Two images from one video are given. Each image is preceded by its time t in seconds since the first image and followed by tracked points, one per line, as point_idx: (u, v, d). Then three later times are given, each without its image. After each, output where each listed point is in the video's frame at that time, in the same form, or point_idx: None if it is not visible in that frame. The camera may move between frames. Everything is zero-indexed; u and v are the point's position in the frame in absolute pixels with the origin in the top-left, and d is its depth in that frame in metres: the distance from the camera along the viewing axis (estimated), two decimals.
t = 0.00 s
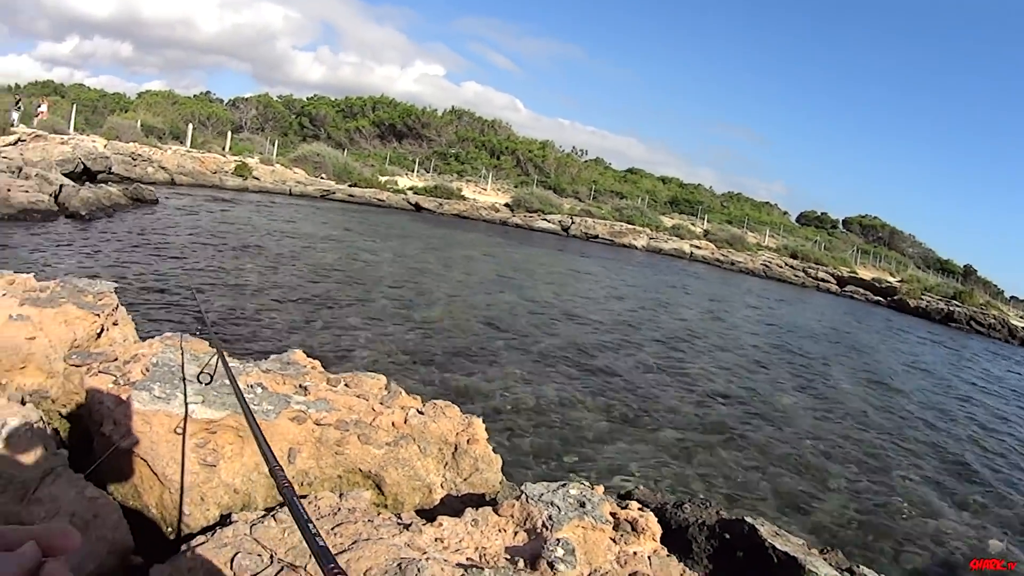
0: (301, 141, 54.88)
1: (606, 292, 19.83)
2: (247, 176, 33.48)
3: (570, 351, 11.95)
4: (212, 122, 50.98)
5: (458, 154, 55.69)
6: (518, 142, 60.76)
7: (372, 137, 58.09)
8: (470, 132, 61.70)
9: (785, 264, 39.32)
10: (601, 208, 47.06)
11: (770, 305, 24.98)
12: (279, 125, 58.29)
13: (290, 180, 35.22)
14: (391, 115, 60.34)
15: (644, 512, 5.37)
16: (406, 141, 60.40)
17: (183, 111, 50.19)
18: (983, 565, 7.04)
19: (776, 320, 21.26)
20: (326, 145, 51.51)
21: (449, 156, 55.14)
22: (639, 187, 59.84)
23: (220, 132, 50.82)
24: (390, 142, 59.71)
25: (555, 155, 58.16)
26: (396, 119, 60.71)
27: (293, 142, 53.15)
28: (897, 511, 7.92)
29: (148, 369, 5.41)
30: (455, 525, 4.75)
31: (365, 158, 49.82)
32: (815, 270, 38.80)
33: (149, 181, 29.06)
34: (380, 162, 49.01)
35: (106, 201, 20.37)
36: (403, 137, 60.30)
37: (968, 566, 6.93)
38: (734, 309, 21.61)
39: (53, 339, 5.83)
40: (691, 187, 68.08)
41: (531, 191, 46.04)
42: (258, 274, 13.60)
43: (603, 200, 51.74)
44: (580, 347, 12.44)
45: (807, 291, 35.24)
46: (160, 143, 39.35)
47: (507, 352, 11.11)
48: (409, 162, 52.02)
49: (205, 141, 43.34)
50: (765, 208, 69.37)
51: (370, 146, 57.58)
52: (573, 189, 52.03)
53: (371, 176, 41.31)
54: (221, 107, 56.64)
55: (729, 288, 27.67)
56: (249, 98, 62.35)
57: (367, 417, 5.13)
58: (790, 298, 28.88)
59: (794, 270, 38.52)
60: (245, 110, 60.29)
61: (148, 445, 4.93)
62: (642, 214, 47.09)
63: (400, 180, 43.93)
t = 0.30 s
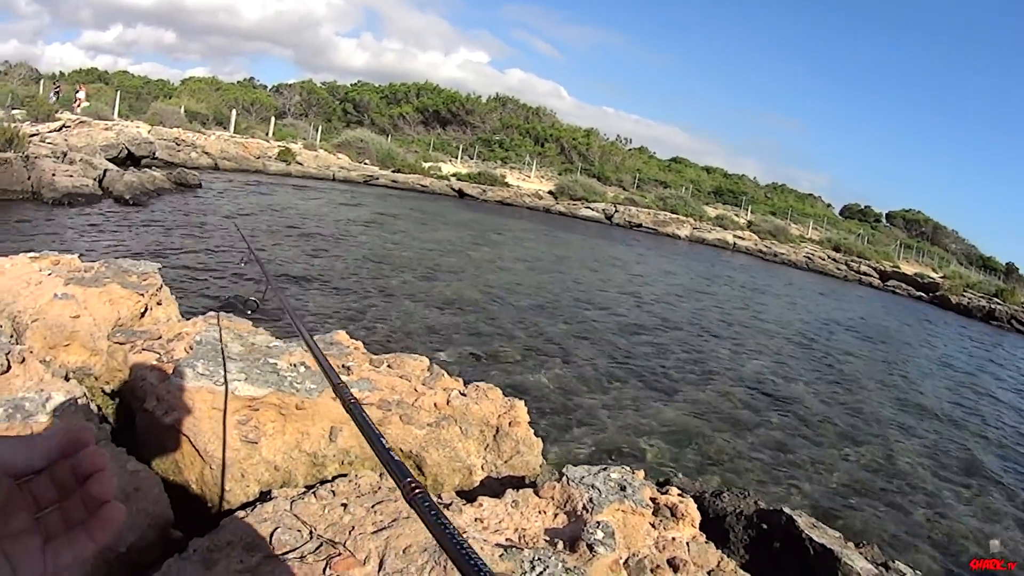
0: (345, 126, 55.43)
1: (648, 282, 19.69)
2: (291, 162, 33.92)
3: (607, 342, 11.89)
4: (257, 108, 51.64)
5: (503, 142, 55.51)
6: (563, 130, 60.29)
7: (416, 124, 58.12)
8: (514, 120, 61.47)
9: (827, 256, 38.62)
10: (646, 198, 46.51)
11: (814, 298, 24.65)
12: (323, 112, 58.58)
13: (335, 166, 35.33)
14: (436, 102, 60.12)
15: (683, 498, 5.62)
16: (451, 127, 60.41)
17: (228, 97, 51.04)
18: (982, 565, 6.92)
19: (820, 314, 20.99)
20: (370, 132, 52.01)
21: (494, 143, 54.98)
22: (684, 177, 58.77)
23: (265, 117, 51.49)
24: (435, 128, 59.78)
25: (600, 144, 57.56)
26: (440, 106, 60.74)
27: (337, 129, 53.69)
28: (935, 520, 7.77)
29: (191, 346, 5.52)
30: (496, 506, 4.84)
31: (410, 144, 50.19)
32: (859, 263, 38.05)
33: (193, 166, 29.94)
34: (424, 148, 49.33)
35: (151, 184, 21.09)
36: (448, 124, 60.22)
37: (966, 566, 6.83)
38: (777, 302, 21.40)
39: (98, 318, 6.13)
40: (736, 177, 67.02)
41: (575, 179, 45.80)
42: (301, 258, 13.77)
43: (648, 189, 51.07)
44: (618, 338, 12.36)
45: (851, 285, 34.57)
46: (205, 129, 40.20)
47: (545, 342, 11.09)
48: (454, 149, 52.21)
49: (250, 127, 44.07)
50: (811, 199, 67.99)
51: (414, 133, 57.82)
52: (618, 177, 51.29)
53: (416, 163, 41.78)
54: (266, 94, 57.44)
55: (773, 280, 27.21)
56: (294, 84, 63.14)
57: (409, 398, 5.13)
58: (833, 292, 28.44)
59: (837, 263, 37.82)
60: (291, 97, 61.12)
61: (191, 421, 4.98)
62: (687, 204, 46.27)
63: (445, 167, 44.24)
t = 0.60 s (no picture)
0: (424, 122, 56.45)
1: (731, 277, 19.35)
2: (373, 158, 35.64)
3: (682, 346, 11.86)
4: (337, 106, 52.97)
5: (583, 134, 54.76)
6: (643, 122, 59.20)
7: (497, 119, 58.48)
8: (595, 112, 60.89)
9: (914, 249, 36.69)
10: (728, 188, 45.32)
11: (907, 295, 23.62)
12: (404, 109, 59.11)
13: (417, 161, 36.73)
14: (515, 96, 59.97)
15: (777, 494, 5.44)
16: (531, 121, 60.24)
17: (309, 95, 52.70)
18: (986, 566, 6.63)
19: (913, 313, 20.12)
20: (450, 126, 52.84)
21: (575, 137, 54.00)
22: (765, 169, 55.40)
23: (345, 114, 52.72)
24: (515, 123, 60.02)
25: (681, 135, 56.26)
26: (521, 100, 60.62)
27: (418, 124, 54.70)
28: (1023, 547, 7.43)
29: (284, 339, 5.66)
30: (590, 498, 5.01)
31: (490, 139, 50.79)
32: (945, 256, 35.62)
33: (275, 164, 31.97)
34: (505, 143, 49.91)
35: (234, 182, 22.83)
36: (529, 118, 60.11)
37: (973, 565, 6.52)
38: (868, 299, 20.65)
39: (190, 311, 6.35)
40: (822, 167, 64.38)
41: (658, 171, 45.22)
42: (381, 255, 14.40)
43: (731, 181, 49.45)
44: (694, 341, 12.29)
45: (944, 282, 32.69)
46: (286, 127, 41.76)
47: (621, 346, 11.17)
48: (535, 143, 52.46)
49: (331, 125, 45.43)
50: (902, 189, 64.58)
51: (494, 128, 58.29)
52: (700, 169, 49.50)
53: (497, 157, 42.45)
54: (346, 92, 58.98)
55: (861, 274, 26.17)
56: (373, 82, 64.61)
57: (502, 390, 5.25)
58: (925, 287, 27.13)
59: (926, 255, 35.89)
60: (371, 94, 62.62)
61: (286, 412, 5.08)
62: (770, 196, 43.68)
63: (526, 161, 44.65)
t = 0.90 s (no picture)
0: (477, 115, 56.75)
1: (784, 275, 19.07)
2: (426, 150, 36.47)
3: (730, 345, 11.78)
4: (390, 99, 53.53)
5: (638, 128, 54.73)
6: (696, 117, 58.45)
7: (550, 111, 58.55)
8: (649, 106, 60.31)
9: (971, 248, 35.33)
10: (783, 184, 44.49)
11: (968, 298, 22.90)
12: (457, 101, 59.32)
13: (470, 154, 37.64)
14: (569, 89, 59.57)
15: (829, 492, 5.48)
16: (585, 115, 59.88)
17: (362, 89, 53.50)
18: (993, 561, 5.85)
19: (974, 316, 19.50)
20: (504, 119, 53.08)
21: (630, 131, 54.20)
22: (818, 165, 53.77)
23: (398, 107, 53.22)
24: (568, 116, 59.79)
25: (734, 130, 55.40)
26: (574, 93, 60.19)
27: (471, 117, 55.02)
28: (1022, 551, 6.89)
29: (339, 328, 5.77)
30: (645, 491, 4.97)
31: (544, 132, 50.89)
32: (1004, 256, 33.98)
33: (329, 155, 33.30)
34: (559, 137, 50.01)
35: (287, 174, 23.22)
36: (583, 111, 59.69)
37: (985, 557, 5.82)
38: (927, 301, 20.09)
39: (245, 300, 6.46)
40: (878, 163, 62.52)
41: (712, 167, 44.70)
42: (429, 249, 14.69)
43: (784, 177, 48.49)
44: (742, 341, 12.18)
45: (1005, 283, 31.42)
46: (338, 120, 42.46)
47: (669, 344, 11.22)
48: (590, 137, 52.33)
49: (384, 118, 46.02)
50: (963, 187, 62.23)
51: (547, 121, 58.31)
52: (754, 165, 49.11)
53: (551, 151, 42.70)
54: (399, 84, 59.64)
55: (917, 275, 25.49)
56: (426, 74, 65.10)
57: (558, 381, 5.69)
58: (984, 289, 26.22)
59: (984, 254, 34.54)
60: (425, 87, 63.18)
61: (342, 399, 5.15)
62: (824, 192, 43.13)
63: (579, 155, 44.70)
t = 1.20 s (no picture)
0: (500, 109, 56.86)
1: (807, 273, 18.93)
2: (449, 144, 36.63)
3: (751, 342, 11.73)
4: (414, 92, 53.73)
5: (661, 124, 54.60)
6: (720, 113, 58.10)
7: (573, 106, 58.52)
8: (672, 101, 60.01)
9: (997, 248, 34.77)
10: (806, 180, 44.17)
11: (994, 300, 22.56)
12: (480, 95, 59.43)
13: (493, 148, 37.73)
14: (593, 83, 59.33)
15: (852, 490, 5.42)
16: (608, 110, 59.80)
17: (386, 82, 53.74)
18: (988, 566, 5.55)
19: (1001, 318, 19.20)
20: (527, 113, 53.11)
21: (653, 126, 54.09)
22: (841, 162, 53.29)
23: (421, 100, 53.39)
24: (591, 111, 59.75)
25: (757, 126, 55.06)
26: (598, 88, 60.09)
27: (494, 110, 55.12)
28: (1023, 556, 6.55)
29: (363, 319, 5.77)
30: (667, 486, 4.97)
31: (567, 127, 50.88)
32: None
33: (352, 147, 33.57)
34: (582, 131, 49.96)
35: (310, 166, 23.35)
36: (606, 106, 59.63)
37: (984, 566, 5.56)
38: (952, 302, 19.84)
39: (269, 290, 6.49)
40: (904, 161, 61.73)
41: (735, 163, 44.43)
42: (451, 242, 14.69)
43: (807, 173, 48.14)
44: (763, 338, 12.12)
45: None
46: (361, 113, 42.69)
47: (689, 339, 11.19)
48: (612, 132, 52.27)
49: (407, 111, 46.21)
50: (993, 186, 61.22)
51: (570, 116, 58.27)
52: (776, 162, 48.84)
53: (574, 145, 42.69)
54: (422, 78, 59.84)
55: (942, 275, 25.21)
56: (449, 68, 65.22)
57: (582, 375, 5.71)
58: (1011, 291, 25.81)
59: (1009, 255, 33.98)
60: (448, 81, 63.30)
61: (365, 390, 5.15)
62: (847, 189, 42.74)
63: (602, 150, 44.68)
